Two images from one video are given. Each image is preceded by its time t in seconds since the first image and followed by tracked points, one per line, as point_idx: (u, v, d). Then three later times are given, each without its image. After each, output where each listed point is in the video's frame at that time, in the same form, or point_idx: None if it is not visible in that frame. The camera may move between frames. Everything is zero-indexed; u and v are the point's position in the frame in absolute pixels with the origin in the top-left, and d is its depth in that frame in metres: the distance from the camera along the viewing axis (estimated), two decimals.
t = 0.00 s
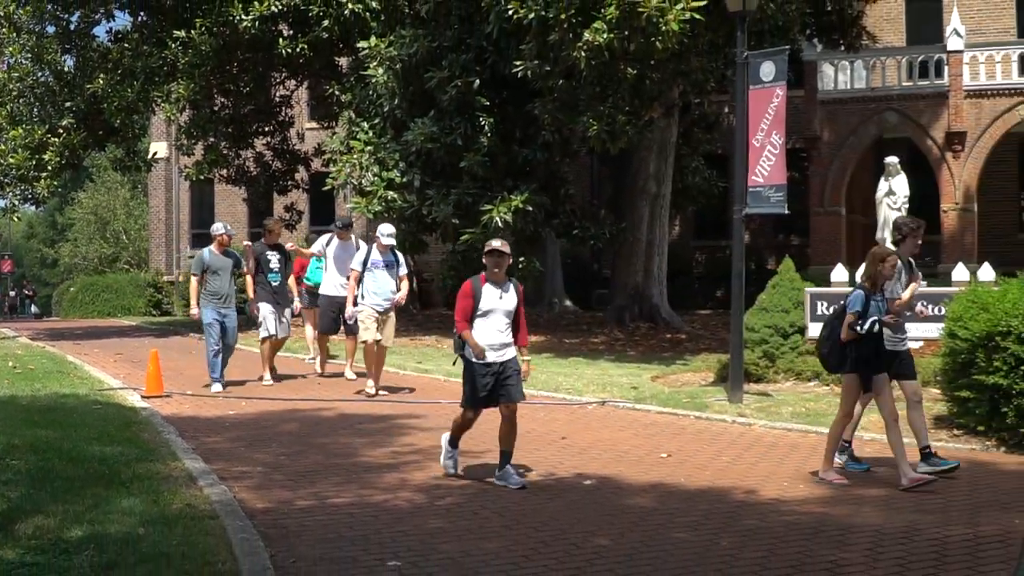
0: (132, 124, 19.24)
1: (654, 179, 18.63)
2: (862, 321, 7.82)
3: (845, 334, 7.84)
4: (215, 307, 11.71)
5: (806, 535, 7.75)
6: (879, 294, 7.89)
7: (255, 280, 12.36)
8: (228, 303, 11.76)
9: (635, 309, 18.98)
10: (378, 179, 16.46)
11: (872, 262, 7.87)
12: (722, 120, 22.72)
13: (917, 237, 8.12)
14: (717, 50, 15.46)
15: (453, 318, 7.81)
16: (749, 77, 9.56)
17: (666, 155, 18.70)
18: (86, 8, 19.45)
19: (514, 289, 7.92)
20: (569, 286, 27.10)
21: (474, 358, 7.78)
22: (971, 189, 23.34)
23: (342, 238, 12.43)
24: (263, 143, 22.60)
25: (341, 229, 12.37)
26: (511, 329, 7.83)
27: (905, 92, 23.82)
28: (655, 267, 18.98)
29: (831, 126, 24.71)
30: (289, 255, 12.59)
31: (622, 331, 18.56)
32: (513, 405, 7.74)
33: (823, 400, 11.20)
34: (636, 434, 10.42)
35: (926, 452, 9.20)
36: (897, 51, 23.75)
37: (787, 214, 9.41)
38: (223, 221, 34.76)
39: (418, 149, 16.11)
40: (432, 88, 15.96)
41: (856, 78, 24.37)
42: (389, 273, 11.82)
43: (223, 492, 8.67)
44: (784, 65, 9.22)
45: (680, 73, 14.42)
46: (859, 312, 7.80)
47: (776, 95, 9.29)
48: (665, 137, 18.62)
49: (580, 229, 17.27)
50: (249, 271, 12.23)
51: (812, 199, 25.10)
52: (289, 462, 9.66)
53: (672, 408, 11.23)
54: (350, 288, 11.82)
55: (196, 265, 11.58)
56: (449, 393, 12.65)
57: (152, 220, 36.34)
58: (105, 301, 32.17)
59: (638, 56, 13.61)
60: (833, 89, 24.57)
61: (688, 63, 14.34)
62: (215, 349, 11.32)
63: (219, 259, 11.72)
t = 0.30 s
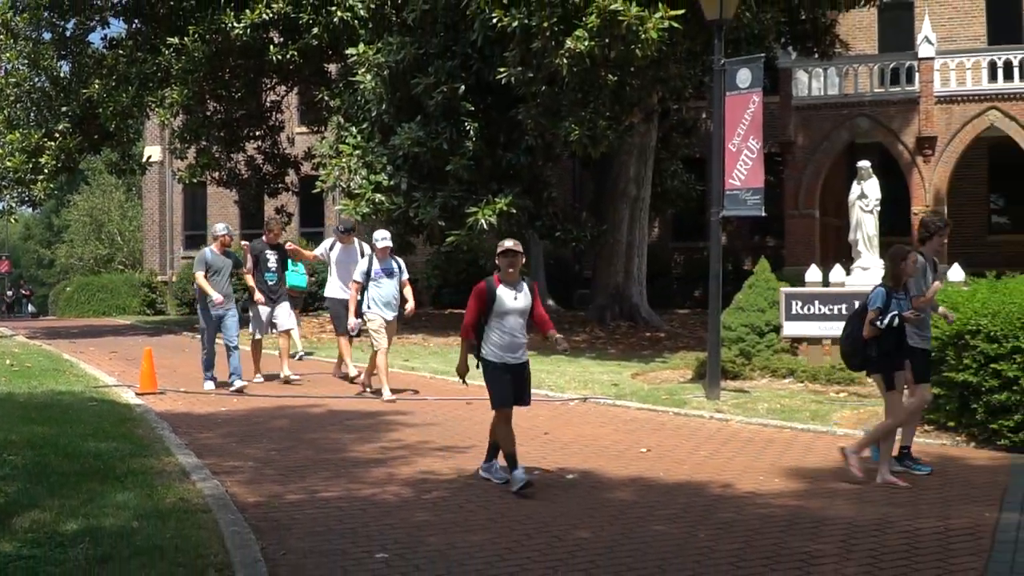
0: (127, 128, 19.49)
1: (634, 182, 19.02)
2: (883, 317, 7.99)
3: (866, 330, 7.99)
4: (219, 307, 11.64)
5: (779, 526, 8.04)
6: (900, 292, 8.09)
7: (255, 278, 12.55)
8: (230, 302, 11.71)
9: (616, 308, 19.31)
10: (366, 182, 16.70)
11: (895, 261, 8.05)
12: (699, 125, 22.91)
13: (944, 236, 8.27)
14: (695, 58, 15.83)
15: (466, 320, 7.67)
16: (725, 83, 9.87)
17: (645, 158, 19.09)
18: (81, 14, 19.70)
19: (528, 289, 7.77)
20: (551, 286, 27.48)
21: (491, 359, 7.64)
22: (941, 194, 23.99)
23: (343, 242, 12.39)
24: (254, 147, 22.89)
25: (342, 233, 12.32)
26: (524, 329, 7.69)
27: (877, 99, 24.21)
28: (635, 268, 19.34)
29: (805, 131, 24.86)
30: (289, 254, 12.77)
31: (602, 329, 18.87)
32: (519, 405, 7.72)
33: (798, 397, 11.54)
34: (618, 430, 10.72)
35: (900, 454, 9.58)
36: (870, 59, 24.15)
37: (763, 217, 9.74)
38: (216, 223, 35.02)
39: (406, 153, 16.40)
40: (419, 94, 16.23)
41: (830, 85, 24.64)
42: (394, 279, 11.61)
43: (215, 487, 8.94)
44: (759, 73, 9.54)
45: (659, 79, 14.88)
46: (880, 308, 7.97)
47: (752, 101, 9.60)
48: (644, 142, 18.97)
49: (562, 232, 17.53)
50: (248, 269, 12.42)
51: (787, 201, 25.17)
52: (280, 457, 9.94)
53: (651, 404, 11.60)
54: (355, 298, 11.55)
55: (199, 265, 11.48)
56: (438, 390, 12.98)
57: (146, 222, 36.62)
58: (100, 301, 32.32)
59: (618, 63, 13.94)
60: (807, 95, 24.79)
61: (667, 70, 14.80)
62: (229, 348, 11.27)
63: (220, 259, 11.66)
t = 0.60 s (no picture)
0: (123, 132, 19.74)
1: (616, 184, 19.31)
2: (909, 322, 7.77)
3: (891, 335, 7.77)
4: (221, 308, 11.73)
5: (755, 519, 8.33)
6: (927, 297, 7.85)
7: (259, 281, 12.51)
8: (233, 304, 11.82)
9: (599, 308, 19.70)
10: (356, 186, 16.94)
11: (920, 265, 7.84)
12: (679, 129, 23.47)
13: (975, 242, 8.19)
14: (676, 63, 16.09)
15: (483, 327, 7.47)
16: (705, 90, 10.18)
17: (627, 162, 19.28)
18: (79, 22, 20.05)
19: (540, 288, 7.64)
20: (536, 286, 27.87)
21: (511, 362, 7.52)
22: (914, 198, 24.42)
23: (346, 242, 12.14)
24: (247, 150, 23.21)
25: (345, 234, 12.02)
26: (542, 329, 7.62)
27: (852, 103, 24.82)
28: (618, 268, 19.66)
29: (782, 135, 25.50)
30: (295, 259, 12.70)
31: (585, 327, 19.24)
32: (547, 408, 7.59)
33: (774, 393, 11.91)
34: (597, 426, 11.02)
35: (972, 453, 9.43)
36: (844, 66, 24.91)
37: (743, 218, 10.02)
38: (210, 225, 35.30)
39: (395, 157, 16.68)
40: (407, 99, 16.48)
41: (806, 91, 25.39)
42: (398, 273, 11.50)
43: (209, 481, 9.22)
44: (739, 79, 9.84)
45: (640, 85, 14.80)
46: (907, 313, 7.75)
47: (733, 106, 9.90)
48: (626, 145, 19.12)
49: (546, 233, 17.99)
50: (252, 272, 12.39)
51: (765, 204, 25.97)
52: (272, 452, 10.22)
53: (629, 400, 11.93)
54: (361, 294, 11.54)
55: (204, 264, 11.64)
56: (424, 387, 13.32)
57: (141, 223, 36.92)
58: (97, 301, 32.57)
59: (601, 69, 14.05)
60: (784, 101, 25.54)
61: (647, 76, 14.75)
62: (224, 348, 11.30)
63: (224, 260, 11.82)
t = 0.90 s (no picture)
0: (121, 136, 19.96)
1: (601, 187, 19.69)
2: (951, 317, 7.72)
3: (934, 330, 7.70)
4: (221, 311, 11.83)
5: (735, 511, 8.63)
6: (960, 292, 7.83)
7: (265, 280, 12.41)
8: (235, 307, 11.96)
9: (584, 307, 20.04)
10: (348, 188, 17.26)
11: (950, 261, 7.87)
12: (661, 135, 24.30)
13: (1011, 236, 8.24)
14: (659, 70, 16.45)
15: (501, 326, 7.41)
16: (686, 95, 10.50)
17: (612, 165, 19.69)
18: (78, 28, 20.47)
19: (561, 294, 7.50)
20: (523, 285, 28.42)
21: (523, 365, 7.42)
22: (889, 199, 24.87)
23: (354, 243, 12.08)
24: (242, 153, 23.52)
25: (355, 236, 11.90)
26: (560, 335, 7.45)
27: (830, 109, 25.24)
28: (603, 269, 20.05)
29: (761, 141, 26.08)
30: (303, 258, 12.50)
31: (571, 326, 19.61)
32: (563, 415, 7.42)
33: (754, 390, 12.32)
34: (581, 420, 11.37)
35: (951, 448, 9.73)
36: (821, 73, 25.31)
37: (723, 220, 10.33)
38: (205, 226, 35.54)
39: (386, 160, 16.93)
40: (398, 104, 16.69)
41: (785, 96, 25.86)
42: (411, 280, 11.30)
43: (205, 476, 9.50)
44: (718, 86, 10.18)
45: (625, 91, 15.39)
46: (947, 308, 7.71)
47: (712, 112, 10.22)
48: (611, 149, 19.56)
49: (532, 234, 18.34)
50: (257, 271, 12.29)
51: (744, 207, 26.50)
52: (266, 447, 10.50)
53: (610, 396, 12.29)
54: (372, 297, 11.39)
55: (204, 268, 11.76)
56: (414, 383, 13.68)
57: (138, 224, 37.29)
58: (96, 300, 32.74)
59: (587, 75, 14.36)
60: (764, 106, 26.01)
61: (632, 83, 15.32)
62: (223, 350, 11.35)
63: (226, 264, 11.93)
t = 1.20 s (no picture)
0: (120, 140, 20.24)
1: (586, 190, 19.98)
2: (985, 324, 7.87)
3: (965, 335, 7.90)
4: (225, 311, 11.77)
5: (716, 504, 8.95)
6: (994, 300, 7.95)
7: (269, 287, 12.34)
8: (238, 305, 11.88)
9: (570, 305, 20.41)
10: (341, 191, 17.62)
11: (987, 268, 8.07)
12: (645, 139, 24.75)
13: None
14: (643, 77, 16.53)
15: (525, 322, 7.52)
16: (670, 101, 10.83)
17: (598, 169, 20.05)
18: (77, 35, 20.69)
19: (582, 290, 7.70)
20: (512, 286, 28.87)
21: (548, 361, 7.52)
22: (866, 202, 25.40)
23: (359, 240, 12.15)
24: (238, 157, 23.88)
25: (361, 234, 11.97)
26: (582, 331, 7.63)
27: (807, 114, 25.85)
28: (588, 269, 20.34)
29: (742, 145, 26.63)
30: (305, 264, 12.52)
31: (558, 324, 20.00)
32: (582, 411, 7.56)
33: (734, 386, 12.72)
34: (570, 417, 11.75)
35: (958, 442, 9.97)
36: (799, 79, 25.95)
37: (705, 222, 10.67)
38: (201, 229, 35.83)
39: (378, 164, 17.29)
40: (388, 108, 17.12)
41: (765, 102, 26.43)
42: (419, 277, 11.48)
43: (202, 471, 9.80)
44: (701, 92, 10.50)
45: (608, 98, 15.38)
46: (980, 315, 7.86)
47: (694, 117, 10.54)
48: (597, 153, 19.93)
49: (520, 236, 18.70)
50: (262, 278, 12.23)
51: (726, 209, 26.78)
52: (262, 443, 10.81)
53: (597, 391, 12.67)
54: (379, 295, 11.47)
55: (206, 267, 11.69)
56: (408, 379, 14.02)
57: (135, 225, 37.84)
58: (95, 300, 33.06)
59: (573, 82, 14.65)
60: (744, 112, 26.55)
61: (616, 89, 15.31)
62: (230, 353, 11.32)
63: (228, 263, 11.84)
